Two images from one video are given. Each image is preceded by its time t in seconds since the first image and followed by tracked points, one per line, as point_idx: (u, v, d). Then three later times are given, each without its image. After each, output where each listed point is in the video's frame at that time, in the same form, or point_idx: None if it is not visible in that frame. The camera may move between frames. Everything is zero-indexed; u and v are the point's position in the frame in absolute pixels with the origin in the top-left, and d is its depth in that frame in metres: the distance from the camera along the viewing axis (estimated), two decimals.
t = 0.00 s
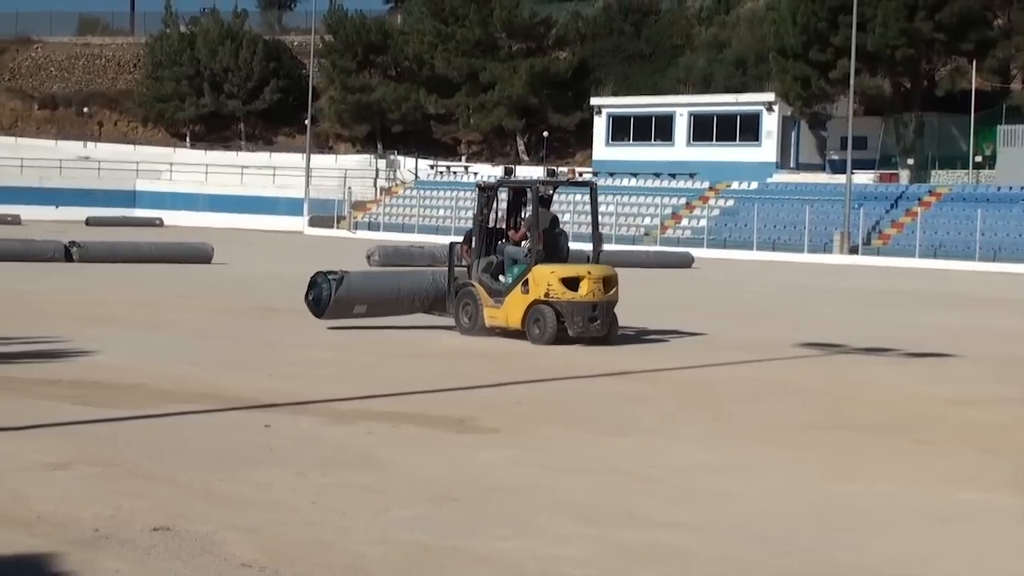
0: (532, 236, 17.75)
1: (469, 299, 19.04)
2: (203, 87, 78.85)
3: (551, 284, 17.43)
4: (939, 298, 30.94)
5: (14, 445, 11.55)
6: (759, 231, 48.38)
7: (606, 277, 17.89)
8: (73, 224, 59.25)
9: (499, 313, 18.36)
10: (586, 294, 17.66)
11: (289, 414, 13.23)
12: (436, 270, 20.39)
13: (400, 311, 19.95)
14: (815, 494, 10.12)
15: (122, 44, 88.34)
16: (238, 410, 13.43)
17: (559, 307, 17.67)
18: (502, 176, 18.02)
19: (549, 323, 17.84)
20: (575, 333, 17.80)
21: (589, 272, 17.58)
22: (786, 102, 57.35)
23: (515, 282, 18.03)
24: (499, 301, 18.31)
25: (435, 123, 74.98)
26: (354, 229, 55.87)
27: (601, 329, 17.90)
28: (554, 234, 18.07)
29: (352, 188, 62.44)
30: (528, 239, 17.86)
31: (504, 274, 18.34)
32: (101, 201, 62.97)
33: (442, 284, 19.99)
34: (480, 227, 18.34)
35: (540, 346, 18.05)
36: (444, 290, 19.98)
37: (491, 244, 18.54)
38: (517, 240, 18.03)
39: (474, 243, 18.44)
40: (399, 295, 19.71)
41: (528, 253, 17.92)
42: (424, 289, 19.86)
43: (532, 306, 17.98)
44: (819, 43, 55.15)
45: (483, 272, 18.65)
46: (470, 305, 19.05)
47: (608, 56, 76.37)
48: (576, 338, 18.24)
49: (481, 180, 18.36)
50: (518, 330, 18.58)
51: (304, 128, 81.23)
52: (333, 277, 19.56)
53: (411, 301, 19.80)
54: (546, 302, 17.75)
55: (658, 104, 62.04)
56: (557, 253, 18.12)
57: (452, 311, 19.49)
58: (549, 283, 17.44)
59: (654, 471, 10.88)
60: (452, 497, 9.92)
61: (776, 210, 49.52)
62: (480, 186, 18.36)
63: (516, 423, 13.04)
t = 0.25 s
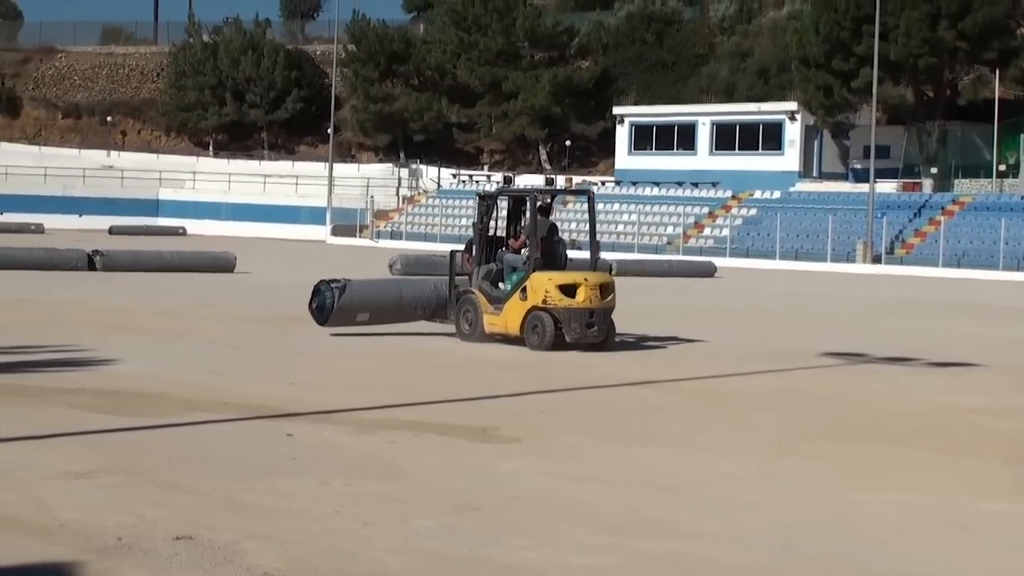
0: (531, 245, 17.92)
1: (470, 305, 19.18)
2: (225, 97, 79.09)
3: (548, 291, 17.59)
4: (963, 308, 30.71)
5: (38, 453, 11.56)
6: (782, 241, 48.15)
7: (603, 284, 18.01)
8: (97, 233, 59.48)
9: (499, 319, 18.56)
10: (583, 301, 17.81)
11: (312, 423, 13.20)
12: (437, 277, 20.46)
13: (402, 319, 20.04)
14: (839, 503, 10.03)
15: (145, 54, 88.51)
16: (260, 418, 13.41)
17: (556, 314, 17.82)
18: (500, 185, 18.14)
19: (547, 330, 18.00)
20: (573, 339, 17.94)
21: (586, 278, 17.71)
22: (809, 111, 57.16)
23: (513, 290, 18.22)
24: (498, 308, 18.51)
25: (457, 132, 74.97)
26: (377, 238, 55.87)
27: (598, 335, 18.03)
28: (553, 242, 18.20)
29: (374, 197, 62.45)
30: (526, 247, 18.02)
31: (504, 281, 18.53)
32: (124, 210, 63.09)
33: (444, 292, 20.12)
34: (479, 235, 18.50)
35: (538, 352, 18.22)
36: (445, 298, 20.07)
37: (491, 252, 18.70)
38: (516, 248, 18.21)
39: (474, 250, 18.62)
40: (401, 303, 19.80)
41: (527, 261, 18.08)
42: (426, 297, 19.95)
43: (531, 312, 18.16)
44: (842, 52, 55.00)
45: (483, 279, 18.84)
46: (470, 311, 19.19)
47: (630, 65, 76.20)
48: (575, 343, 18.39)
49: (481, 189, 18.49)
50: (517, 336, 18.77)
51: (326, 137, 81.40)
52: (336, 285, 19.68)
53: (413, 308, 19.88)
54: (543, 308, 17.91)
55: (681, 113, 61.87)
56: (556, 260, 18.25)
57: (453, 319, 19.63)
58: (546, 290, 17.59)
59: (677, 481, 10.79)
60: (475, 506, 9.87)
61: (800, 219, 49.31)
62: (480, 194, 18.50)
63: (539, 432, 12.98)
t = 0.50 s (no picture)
0: (537, 251, 18.18)
1: (478, 311, 19.42)
2: (255, 105, 79.38)
3: (554, 297, 17.82)
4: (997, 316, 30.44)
5: (71, 460, 11.61)
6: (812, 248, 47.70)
7: (608, 290, 18.25)
8: (128, 240, 59.87)
9: (506, 324, 18.75)
10: (588, 307, 18.03)
11: (343, 431, 13.20)
12: (447, 283, 20.74)
13: (412, 324, 20.34)
14: (873, 512, 9.92)
15: (175, 62, 88.91)
16: (291, 426, 13.42)
17: (562, 320, 18.03)
18: (508, 192, 18.41)
19: (552, 335, 18.21)
20: (578, 344, 18.16)
21: (591, 284, 17.96)
22: (839, 119, 56.86)
23: (520, 295, 18.44)
24: (505, 313, 18.71)
25: (486, 139, 74.99)
26: (406, 246, 55.90)
27: (603, 340, 18.25)
28: (559, 249, 18.45)
29: (404, 205, 62.43)
30: (533, 254, 18.27)
31: (511, 287, 18.75)
32: (155, 217, 63.41)
33: (455, 296, 20.41)
34: (488, 242, 18.76)
35: (544, 357, 18.40)
36: (454, 303, 20.34)
37: (499, 258, 18.94)
38: (523, 254, 18.45)
39: (483, 257, 18.87)
40: (411, 308, 20.12)
41: (533, 267, 18.32)
42: (435, 303, 20.25)
43: (537, 318, 18.36)
44: (873, 59, 54.77)
45: (491, 284, 19.07)
46: (478, 317, 19.43)
47: (659, 72, 75.99)
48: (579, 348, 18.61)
49: (490, 196, 18.77)
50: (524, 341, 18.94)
51: (356, 145, 81.59)
52: (347, 290, 20.03)
53: (423, 314, 20.19)
54: (549, 314, 18.12)
55: (711, 121, 61.64)
56: (562, 267, 18.49)
57: (461, 324, 19.92)
58: (552, 296, 17.82)
59: (708, 489, 10.70)
60: (506, 514, 9.82)
61: (830, 226, 49.00)
62: (489, 201, 18.77)
63: (569, 440, 12.93)
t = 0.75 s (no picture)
0: (551, 257, 18.31)
1: (493, 316, 19.58)
2: (291, 112, 79.69)
3: (567, 302, 17.94)
4: None
5: (109, 467, 11.60)
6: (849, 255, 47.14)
7: (620, 295, 18.36)
8: (166, 247, 60.19)
9: (520, 329, 18.89)
10: (600, 312, 18.14)
11: (378, 438, 13.14)
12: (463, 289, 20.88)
13: (430, 329, 20.46)
14: (913, 520, 9.75)
15: (212, 69, 89.21)
16: (326, 433, 13.38)
17: (575, 324, 18.16)
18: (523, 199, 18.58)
19: (566, 339, 18.35)
20: (591, 348, 18.28)
21: (604, 288, 18.05)
22: (877, 124, 56.34)
23: (534, 300, 18.57)
24: (520, 318, 18.85)
25: (522, 147, 74.94)
26: (442, 252, 55.87)
27: (616, 344, 18.35)
28: (573, 254, 18.58)
29: (440, 212, 62.38)
30: (546, 259, 18.41)
31: (525, 292, 18.89)
32: (193, 225, 63.68)
33: (471, 302, 20.56)
34: (503, 248, 18.93)
35: (557, 361, 18.53)
36: (471, 308, 20.48)
37: (514, 264, 19.11)
38: (537, 260, 18.59)
39: (498, 263, 19.04)
40: (429, 313, 20.24)
41: (547, 273, 18.45)
42: (452, 307, 20.38)
43: (550, 322, 18.49)
44: (911, 66, 54.42)
45: (506, 290, 19.22)
46: (494, 322, 19.60)
47: (696, 79, 75.67)
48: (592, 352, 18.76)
49: (506, 203, 18.93)
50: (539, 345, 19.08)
51: (392, 152, 81.77)
52: (365, 296, 20.15)
53: (441, 318, 20.31)
54: (563, 318, 18.25)
55: (747, 127, 61.30)
56: (576, 272, 18.61)
57: (477, 330, 20.09)
58: (565, 301, 17.94)
59: (744, 497, 10.56)
60: (542, 521, 9.73)
61: (868, 233, 48.54)
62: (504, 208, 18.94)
63: (605, 447, 12.81)
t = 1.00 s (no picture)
0: (560, 261, 18.52)
1: (504, 319, 19.83)
2: (322, 118, 79.86)
3: (575, 305, 18.13)
4: None
5: (140, 471, 11.62)
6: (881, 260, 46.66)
7: (628, 299, 18.52)
8: (198, 253, 60.38)
9: (530, 332, 19.13)
10: (608, 315, 18.32)
11: (408, 443, 13.11)
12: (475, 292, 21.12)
13: (442, 332, 20.72)
14: (948, 526, 9.63)
15: (243, 75, 89.66)
16: (356, 438, 13.35)
17: (583, 327, 18.35)
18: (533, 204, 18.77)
19: (574, 342, 18.57)
20: (598, 351, 18.49)
21: (611, 293, 18.23)
22: (908, 129, 56.00)
23: (543, 304, 18.79)
24: (530, 321, 19.08)
25: (553, 152, 74.85)
26: (473, 257, 55.77)
27: (623, 347, 18.55)
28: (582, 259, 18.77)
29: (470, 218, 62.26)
30: (555, 263, 18.61)
31: (535, 296, 19.11)
32: (224, 230, 63.70)
33: (483, 306, 20.78)
34: (513, 252, 19.14)
35: (566, 363, 18.77)
36: (482, 312, 20.74)
37: (524, 268, 19.33)
38: (546, 264, 18.79)
39: (509, 267, 19.26)
40: (441, 316, 20.49)
41: (556, 277, 18.65)
42: (465, 310, 20.64)
43: (559, 325, 18.71)
44: (942, 70, 54.03)
45: (517, 294, 19.46)
46: (504, 324, 19.86)
47: (727, 84, 75.37)
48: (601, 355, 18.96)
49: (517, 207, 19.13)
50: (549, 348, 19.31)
51: (423, 157, 81.87)
52: (379, 299, 20.39)
53: (453, 321, 20.57)
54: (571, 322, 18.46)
55: (778, 132, 60.98)
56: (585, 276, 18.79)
57: (488, 332, 20.43)
58: (573, 304, 18.13)
59: (777, 502, 10.47)
60: (573, 526, 9.66)
61: (901, 238, 48.07)
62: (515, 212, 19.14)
63: (636, 452, 12.73)
